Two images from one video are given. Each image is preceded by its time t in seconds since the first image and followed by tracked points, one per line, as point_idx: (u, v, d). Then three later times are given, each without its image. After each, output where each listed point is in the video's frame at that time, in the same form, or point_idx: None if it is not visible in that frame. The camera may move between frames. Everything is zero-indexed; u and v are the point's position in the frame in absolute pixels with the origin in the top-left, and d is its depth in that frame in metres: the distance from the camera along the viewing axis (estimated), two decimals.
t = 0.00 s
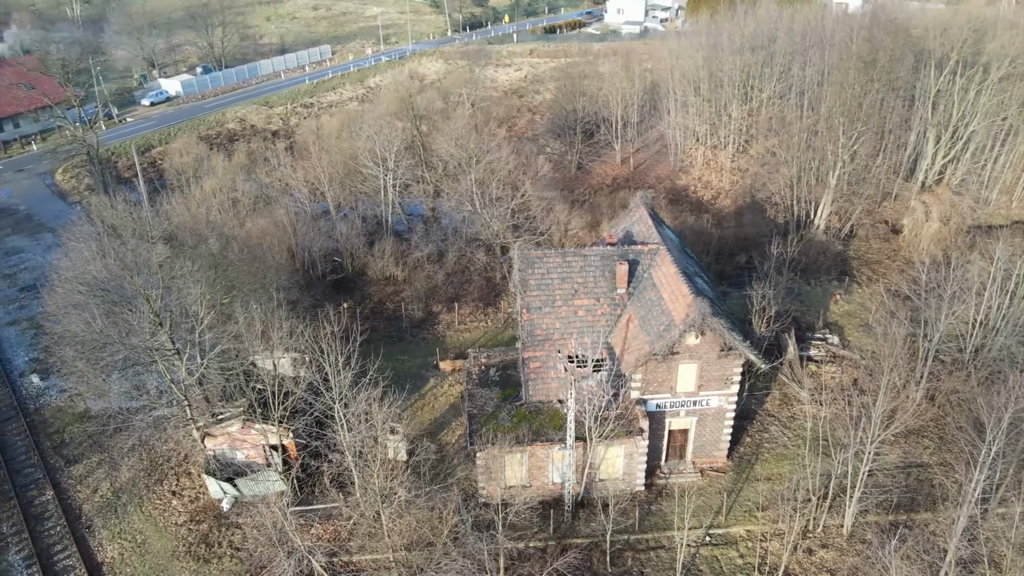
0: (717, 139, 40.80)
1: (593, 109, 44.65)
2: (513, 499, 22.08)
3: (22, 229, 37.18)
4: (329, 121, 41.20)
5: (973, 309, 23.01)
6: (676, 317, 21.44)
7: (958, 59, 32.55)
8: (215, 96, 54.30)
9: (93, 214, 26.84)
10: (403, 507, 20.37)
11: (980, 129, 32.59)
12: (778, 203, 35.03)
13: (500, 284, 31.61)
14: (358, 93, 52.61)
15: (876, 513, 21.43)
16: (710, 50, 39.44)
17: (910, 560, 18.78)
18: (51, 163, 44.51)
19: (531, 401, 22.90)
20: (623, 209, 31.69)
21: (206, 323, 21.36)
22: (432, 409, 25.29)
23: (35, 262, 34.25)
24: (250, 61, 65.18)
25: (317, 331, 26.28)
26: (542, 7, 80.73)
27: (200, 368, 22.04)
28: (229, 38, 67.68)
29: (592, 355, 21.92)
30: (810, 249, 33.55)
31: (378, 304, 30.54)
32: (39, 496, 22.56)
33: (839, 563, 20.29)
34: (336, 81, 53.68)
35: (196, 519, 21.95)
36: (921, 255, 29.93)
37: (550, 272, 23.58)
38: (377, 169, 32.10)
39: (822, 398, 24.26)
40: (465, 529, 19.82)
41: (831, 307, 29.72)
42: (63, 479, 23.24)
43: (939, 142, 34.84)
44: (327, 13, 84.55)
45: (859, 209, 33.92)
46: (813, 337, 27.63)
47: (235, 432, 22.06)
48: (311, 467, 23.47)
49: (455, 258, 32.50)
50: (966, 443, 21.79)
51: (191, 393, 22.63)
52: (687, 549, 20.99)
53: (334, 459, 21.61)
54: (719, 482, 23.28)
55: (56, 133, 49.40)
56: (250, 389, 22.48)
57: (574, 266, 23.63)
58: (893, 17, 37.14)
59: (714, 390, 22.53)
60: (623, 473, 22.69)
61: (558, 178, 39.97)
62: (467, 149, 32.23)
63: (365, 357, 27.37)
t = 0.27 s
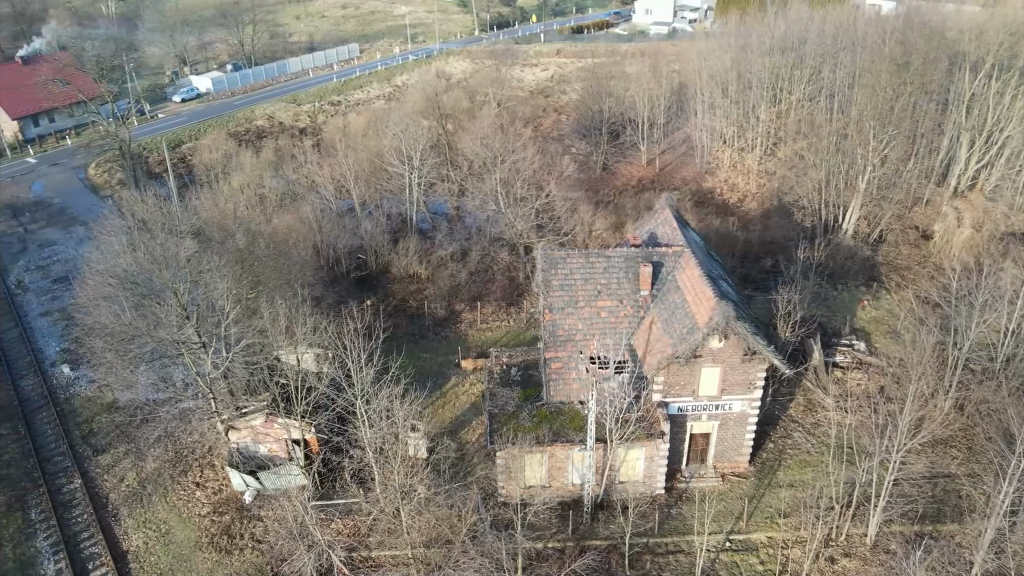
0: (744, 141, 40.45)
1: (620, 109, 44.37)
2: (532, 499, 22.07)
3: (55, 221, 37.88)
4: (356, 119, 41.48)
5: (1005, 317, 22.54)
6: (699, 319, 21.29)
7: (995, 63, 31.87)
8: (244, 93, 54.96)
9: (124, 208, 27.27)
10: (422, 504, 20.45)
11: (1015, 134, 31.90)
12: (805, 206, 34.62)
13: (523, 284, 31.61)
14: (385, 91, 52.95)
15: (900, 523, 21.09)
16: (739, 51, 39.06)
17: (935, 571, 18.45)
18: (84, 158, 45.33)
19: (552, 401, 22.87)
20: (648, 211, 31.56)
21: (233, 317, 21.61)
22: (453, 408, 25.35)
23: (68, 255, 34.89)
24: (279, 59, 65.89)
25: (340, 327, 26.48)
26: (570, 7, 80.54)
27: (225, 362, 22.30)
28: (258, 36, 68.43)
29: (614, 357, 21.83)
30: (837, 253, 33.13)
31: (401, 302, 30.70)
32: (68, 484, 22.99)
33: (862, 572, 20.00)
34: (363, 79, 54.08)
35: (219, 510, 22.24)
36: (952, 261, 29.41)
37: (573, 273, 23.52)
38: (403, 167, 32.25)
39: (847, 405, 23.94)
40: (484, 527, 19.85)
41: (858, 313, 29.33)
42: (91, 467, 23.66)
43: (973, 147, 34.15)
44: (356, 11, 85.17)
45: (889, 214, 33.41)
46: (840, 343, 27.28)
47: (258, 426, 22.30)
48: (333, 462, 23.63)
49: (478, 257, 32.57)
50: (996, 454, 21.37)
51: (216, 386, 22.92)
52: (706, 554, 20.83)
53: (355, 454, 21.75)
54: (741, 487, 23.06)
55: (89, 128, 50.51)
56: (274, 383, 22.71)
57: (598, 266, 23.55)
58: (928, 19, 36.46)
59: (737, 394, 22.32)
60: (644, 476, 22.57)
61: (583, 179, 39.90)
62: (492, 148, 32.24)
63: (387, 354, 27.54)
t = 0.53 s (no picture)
0: (772, 144, 40.06)
1: (646, 111, 44.04)
2: (552, 500, 22.05)
3: (88, 215, 38.57)
4: (382, 117, 41.74)
5: None
6: (723, 323, 21.13)
7: None
8: (273, 91, 55.57)
9: (154, 203, 27.67)
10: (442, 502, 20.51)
11: None
12: (833, 210, 34.18)
13: (546, 284, 31.59)
14: (411, 90, 53.24)
15: (926, 534, 20.74)
16: (768, 53, 38.68)
17: None
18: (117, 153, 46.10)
19: (574, 402, 22.81)
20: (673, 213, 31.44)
21: (258, 312, 21.84)
22: (474, 407, 25.40)
23: (99, 248, 35.50)
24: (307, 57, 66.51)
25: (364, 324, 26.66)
26: (598, 7, 80.33)
27: (249, 356, 22.54)
28: (288, 34, 69.12)
29: (637, 359, 21.72)
30: (865, 259, 32.71)
31: (424, 300, 30.82)
32: (96, 473, 23.39)
33: None
34: (391, 78, 54.42)
35: (242, 503, 22.49)
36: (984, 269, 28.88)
37: (596, 274, 23.45)
38: (428, 166, 32.38)
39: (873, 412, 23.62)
40: (503, 527, 19.87)
41: (886, 319, 28.95)
42: (118, 457, 24.03)
43: (1007, 153, 33.44)
44: (384, 10, 85.72)
45: (920, 219, 32.87)
46: (866, 350, 26.92)
47: (281, 420, 22.52)
48: (354, 458, 23.77)
49: (502, 257, 32.62)
50: None
51: (240, 380, 23.19)
52: (727, 559, 20.66)
53: (376, 451, 21.89)
54: (763, 493, 22.84)
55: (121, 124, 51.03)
56: (298, 378, 22.92)
57: (622, 268, 23.47)
58: (964, 21, 35.78)
59: (761, 399, 22.10)
60: (664, 479, 22.44)
61: (608, 180, 39.82)
62: (517, 148, 32.21)
63: (409, 352, 27.68)
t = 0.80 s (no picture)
0: (801, 147, 39.59)
1: (673, 112, 43.52)
2: (571, 501, 21.99)
3: (119, 209, 39.24)
4: (408, 116, 41.90)
5: None
6: (747, 327, 20.94)
7: None
8: (301, 89, 56.07)
9: (183, 198, 28.04)
10: (461, 501, 20.53)
11: None
12: (862, 215, 33.70)
13: (569, 285, 31.51)
14: (438, 89, 53.45)
15: (952, 546, 20.36)
16: (798, 55, 38.22)
17: None
18: (148, 148, 46.83)
19: (595, 404, 22.76)
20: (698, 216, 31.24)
21: (282, 307, 22.02)
22: (495, 406, 25.42)
23: (129, 241, 36.09)
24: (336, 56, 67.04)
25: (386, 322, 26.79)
26: (627, 7, 79.96)
27: (273, 351, 22.76)
28: (316, 32, 69.71)
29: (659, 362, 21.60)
30: (895, 265, 32.24)
31: (446, 298, 30.90)
32: (122, 463, 23.78)
33: None
34: (418, 77, 54.72)
35: (264, 496, 22.74)
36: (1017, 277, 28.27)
37: (620, 275, 23.34)
38: (453, 165, 32.46)
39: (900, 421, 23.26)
40: (521, 527, 19.85)
41: (915, 326, 28.52)
42: (144, 448, 24.42)
43: None
44: (412, 9, 86.11)
45: (951, 225, 32.24)
46: (894, 357, 26.51)
47: (303, 415, 22.71)
48: (374, 454, 23.91)
49: (525, 256, 32.61)
50: None
51: (264, 374, 23.43)
52: (747, 566, 20.46)
53: (397, 448, 21.98)
54: (785, 500, 22.58)
55: (153, 119, 52.50)
56: (320, 374, 23.11)
57: (646, 270, 23.35)
58: (1001, 24, 34.99)
59: (785, 405, 21.85)
60: (685, 483, 22.28)
61: (633, 181, 39.64)
62: (542, 148, 32.07)
63: (431, 350, 27.75)
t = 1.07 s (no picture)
0: (830, 150, 39.09)
1: (700, 113, 42.94)
2: (590, 503, 21.92)
3: (149, 203, 39.85)
4: (434, 114, 42.06)
5: None
6: (772, 332, 20.72)
7: None
8: (329, 87, 56.54)
9: (212, 193, 28.39)
10: (480, 499, 20.55)
11: None
12: (892, 220, 33.21)
13: (592, 286, 31.44)
14: (465, 88, 53.61)
15: (978, 559, 19.99)
16: (829, 57, 37.73)
17: None
18: (178, 144, 47.51)
19: (616, 406, 22.66)
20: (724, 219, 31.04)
21: (307, 303, 22.17)
22: (515, 405, 25.43)
23: (159, 236, 36.64)
24: (363, 54, 67.48)
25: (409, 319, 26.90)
26: (655, 7, 79.52)
27: (297, 346, 22.94)
28: (344, 31, 70.22)
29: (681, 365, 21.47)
30: (925, 271, 31.80)
31: (469, 298, 30.97)
32: (148, 453, 24.15)
33: None
34: (445, 76, 54.91)
35: (285, 490, 22.96)
36: None
37: (643, 277, 23.22)
38: (478, 164, 32.51)
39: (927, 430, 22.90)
40: (540, 527, 19.82)
41: (944, 334, 28.12)
42: (169, 439, 24.77)
43: None
44: (440, 8, 86.44)
45: (984, 232, 31.56)
46: (922, 365, 26.10)
47: (325, 411, 22.86)
48: (394, 451, 24.01)
49: (548, 257, 32.59)
50: None
51: (288, 369, 23.65)
52: (767, 573, 20.26)
53: (417, 445, 22.06)
54: (807, 507, 22.31)
55: (184, 116, 53.24)
56: (343, 370, 23.27)
57: (670, 272, 23.18)
58: None
59: (809, 411, 21.60)
60: (706, 488, 22.10)
61: (658, 182, 39.45)
62: (567, 148, 31.73)
63: (453, 348, 27.85)
